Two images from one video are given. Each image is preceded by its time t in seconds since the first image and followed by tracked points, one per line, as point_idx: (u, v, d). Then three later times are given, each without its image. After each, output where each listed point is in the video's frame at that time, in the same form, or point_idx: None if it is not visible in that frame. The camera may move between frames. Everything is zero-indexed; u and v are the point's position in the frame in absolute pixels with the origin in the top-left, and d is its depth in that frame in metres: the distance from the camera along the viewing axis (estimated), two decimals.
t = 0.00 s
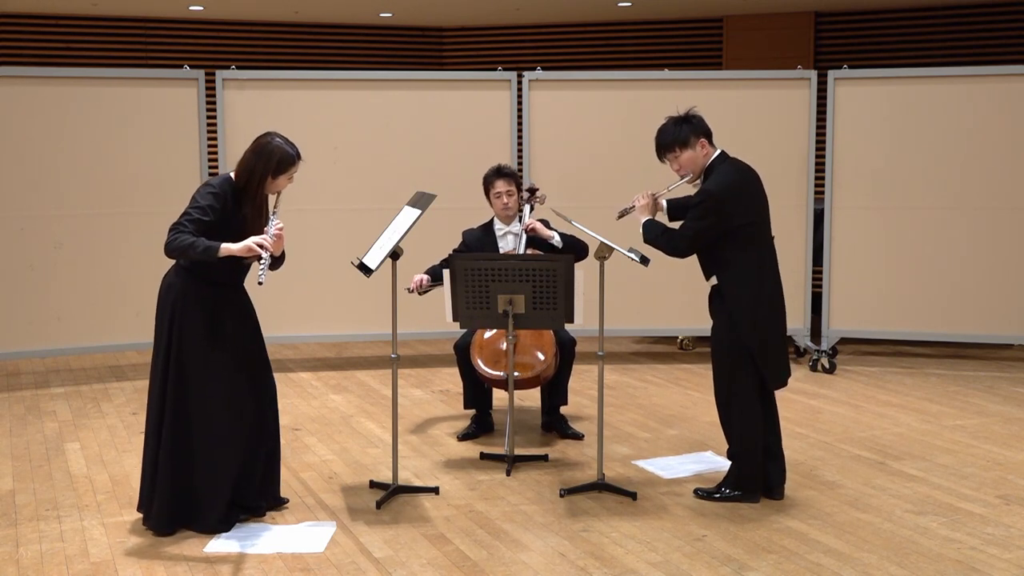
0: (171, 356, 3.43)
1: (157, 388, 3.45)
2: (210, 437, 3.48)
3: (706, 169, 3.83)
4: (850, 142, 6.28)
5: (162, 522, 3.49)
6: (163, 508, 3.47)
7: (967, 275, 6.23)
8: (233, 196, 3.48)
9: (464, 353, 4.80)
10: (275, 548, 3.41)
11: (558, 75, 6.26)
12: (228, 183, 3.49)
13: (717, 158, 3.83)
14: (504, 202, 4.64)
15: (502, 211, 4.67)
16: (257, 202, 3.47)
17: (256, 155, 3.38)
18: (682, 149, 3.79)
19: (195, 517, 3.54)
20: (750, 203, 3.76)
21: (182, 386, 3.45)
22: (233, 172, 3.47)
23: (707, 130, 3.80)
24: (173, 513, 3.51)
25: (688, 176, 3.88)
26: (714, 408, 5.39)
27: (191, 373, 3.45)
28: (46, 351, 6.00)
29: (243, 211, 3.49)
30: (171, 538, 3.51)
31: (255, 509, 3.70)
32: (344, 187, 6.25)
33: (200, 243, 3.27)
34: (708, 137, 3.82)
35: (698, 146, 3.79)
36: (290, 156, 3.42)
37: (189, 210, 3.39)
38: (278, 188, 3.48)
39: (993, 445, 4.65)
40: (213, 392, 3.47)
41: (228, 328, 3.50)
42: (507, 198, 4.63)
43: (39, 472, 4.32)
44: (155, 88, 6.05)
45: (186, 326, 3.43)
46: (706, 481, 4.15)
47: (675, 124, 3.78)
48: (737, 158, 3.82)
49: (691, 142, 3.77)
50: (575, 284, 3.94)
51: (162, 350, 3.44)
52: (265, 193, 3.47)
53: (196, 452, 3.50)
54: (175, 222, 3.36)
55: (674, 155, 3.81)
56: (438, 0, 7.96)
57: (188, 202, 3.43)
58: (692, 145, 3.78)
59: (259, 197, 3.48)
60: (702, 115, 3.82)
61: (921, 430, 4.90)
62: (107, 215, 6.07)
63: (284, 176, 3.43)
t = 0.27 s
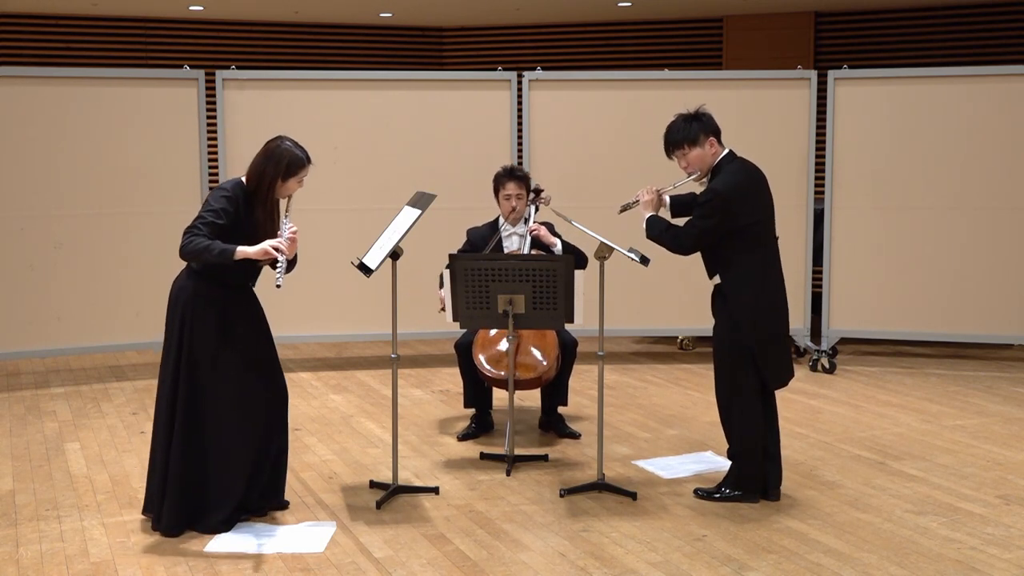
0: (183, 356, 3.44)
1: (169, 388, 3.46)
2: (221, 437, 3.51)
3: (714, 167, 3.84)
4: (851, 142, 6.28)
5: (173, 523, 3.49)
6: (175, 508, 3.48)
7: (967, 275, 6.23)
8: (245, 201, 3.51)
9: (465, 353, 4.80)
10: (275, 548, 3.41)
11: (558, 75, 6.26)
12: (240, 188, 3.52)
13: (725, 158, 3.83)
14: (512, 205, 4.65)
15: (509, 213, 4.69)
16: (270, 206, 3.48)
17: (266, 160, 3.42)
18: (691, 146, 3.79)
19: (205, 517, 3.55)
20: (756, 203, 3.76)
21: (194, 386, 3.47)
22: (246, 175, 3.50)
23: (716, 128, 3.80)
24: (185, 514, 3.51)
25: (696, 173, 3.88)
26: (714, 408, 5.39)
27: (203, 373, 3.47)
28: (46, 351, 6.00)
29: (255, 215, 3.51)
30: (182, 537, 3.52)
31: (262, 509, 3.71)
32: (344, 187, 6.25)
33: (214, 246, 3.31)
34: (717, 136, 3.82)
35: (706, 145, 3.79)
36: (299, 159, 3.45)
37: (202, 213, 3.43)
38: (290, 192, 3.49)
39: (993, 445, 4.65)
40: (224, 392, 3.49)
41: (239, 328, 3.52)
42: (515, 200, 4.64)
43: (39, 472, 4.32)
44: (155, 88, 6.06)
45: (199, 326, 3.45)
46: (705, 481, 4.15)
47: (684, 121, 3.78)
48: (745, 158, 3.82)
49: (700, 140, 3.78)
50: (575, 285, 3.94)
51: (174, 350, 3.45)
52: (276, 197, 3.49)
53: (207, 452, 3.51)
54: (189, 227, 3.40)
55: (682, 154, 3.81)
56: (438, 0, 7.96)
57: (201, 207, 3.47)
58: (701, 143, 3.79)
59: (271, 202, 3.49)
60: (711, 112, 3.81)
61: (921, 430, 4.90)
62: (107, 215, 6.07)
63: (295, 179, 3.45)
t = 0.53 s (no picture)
0: (200, 355, 3.46)
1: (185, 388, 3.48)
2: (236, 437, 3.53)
3: (724, 162, 3.83)
4: (851, 142, 6.28)
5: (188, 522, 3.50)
6: (191, 507, 3.49)
7: (968, 275, 6.23)
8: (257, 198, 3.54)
9: (468, 353, 4.80)
10: (275, 548, 3.41)
11: (558, 75, 6.26)
12: (250, 186, 3.55)
13: (737, 153, 3.83)
14: (522, 207, 4.67)
15: (518, 215, 4.71)
16: (282, 202, 3.53)
17: (277, 156, 3.45)
18: (704, 137, 3.79)
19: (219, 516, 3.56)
20: (760, 200, 3.75)
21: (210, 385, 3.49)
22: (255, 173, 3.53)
23: (733, 124, 3.80)
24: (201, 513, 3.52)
25: (706, 166, 3.88)
26: (714, 408, 5.39)
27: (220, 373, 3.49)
28: (46, 351, 5.99)
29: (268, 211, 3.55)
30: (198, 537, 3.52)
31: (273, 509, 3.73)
32: (344, 187, 6.25)
33: (237, 243, 3.34)
34: (732, 132, 3.82)
35: (720, 138, 3.79)
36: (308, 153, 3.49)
37: (218, 212, 3.44)
38: (300, 187, 3.53)
39: (993, 445, 4.65)
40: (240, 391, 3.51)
41: (254, 328, 3.56)
42: (526, 203, 4.66)
43: (39, 472, 4.32)
44: (156, 88, 6.07)
45: (216, 325, 3.47)
46: (706, 481, 4.15)
47: (702, 112, 3.79)
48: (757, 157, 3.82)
49: (715, 133, 3.78)
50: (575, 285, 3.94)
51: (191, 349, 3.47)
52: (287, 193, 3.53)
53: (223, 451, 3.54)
54: (207, 226, 3.41)
55: (694, 143, 3.82)
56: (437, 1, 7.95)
57: (214, 205, 3.47)
58: (715, 136, 3.78)
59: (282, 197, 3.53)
60: (730, 108, 3.82)
61: (921, 430, 4.90)
62: (107, 215, 6.07)
63: (306, 174, 3.50)
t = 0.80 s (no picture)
0: (217, 357, 3.49)
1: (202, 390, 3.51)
2: (254, 434, 3.56)
3: (733, 159, 3.83)
4: (851, 142, 6.28)
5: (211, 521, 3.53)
6: (214, 507, 3.52)
7: (968, 275, 6.23)
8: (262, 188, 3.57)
9: (469, 354, 4.79)
10: (275, 548, 3.41)
11: (558, 75, 6.26)
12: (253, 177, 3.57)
13: (747, 151, 3.82)
14: (527, 207, 4.67)
15: (523, 214, 4.71)
16: (287, 188, 3.55)
17: (276, 143, 3.47)
18: (716, 131, 3.80)
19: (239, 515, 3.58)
20: (765, 197, 3.75)
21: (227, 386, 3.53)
22: (255, 163, 3.55)
23: (746, 121, 3.81)
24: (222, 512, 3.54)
25: (715, 161, 3.87)
26: (714, 408, 5.39)
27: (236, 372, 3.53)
28: (46, 351, 5.99)
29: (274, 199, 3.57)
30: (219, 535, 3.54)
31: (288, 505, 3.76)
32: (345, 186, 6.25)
33: (254, 229, 3.35)
34: (744, 130, 3.83)
35: (731, 133, 3.80)
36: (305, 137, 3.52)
37: (227, 203, 3.45)
38: (302, 172, 3.56)
39: (993, 445, 4.65)
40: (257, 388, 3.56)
41: (266, 326, 3.60)
42: (531, 203, 4.66)
43: (39, 472, 4.32)
44: (156, 88, 6.08)
45: (231, 325, 3.51)
46: (706, 481, 4.15)
47: (716, 107, 3.80)
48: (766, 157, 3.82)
49: (727, 127, 3.79)
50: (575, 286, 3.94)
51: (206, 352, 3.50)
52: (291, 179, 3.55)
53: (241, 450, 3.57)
54: (220, 218, 3.43)
55: (706, 136, 3.82)
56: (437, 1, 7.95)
57: (222, 198, 3.49)
58: (726, 131, 3.79)
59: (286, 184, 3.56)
60: (745, 106, 3.83)
61: (921, 430, 4.90)
62: (107, 215, 6.07)
63: (307, 158, 3.52)
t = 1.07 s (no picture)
0: (232, 355, 3.52)
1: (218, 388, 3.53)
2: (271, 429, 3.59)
3: (741, 155, 3.83)
4: (851, 142, 6.28)
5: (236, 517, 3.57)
6: (239, 503, 3.56)
7: (969, 275, 6.23)
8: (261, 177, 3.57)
9: (470, 354, 4.79)
10: (275, 548, 3.41)
11: (558, 75, 6.27)
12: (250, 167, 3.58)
13: (755, 148, 3.82)
14: (529, 210, 4.67)
15: (525, 217, 4.71)
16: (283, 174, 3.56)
17: (267, 131, 3.47)
18: (726, 125, 3.80)
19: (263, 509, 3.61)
20: (767, 194, 3.75)
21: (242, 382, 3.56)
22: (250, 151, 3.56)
23: (757, 118, 3.81)
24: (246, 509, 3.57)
25: (722, 155, 3.87)
26: (714, 408, 5.39)
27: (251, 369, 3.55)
28: (46, 351, 5.99)
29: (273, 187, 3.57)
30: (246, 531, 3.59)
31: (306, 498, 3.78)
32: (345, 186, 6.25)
33: (260, 210, 3.37)
34: (754, 127, 3.83)
35: (741, 129, 3.80)
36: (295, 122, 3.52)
37: (229, 193, 3.47)
38: (296, 157, 3.56)
39: (993, 445, 4.65)
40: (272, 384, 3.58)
41: (278, 320, 3.63)
42: (532, 206, 4.65)
43: (39, 472, 4.32)
44: (156, 88, 6.08)
45: (244, 322, 3.53)
46: (705, 481, 4.15)
47: (728, 102, 3.80)
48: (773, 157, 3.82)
49: (737, 122, 3.79)
50: (575, 286, 3.94)
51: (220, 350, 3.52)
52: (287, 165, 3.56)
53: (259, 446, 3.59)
54: (224, 207, 3.45)
55: (716, 130, 3.83)
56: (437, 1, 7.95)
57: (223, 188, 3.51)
58: (736, 125, 3.79)
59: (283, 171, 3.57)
60: (757, 103, 3.83)
61: (921, 430, 4.90)
62: (108, 215, 6.07)
63: (299, 142, 3.52)
